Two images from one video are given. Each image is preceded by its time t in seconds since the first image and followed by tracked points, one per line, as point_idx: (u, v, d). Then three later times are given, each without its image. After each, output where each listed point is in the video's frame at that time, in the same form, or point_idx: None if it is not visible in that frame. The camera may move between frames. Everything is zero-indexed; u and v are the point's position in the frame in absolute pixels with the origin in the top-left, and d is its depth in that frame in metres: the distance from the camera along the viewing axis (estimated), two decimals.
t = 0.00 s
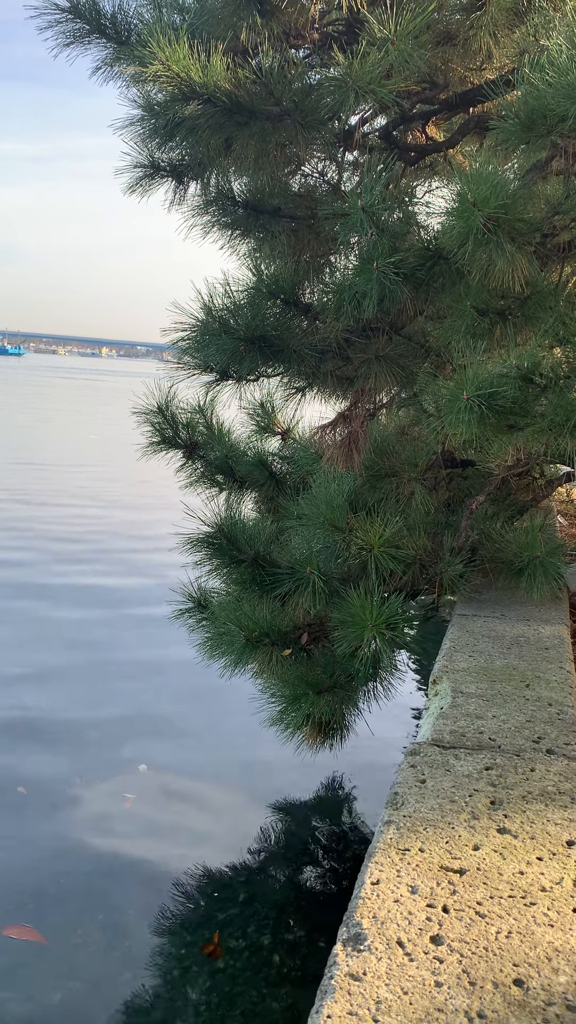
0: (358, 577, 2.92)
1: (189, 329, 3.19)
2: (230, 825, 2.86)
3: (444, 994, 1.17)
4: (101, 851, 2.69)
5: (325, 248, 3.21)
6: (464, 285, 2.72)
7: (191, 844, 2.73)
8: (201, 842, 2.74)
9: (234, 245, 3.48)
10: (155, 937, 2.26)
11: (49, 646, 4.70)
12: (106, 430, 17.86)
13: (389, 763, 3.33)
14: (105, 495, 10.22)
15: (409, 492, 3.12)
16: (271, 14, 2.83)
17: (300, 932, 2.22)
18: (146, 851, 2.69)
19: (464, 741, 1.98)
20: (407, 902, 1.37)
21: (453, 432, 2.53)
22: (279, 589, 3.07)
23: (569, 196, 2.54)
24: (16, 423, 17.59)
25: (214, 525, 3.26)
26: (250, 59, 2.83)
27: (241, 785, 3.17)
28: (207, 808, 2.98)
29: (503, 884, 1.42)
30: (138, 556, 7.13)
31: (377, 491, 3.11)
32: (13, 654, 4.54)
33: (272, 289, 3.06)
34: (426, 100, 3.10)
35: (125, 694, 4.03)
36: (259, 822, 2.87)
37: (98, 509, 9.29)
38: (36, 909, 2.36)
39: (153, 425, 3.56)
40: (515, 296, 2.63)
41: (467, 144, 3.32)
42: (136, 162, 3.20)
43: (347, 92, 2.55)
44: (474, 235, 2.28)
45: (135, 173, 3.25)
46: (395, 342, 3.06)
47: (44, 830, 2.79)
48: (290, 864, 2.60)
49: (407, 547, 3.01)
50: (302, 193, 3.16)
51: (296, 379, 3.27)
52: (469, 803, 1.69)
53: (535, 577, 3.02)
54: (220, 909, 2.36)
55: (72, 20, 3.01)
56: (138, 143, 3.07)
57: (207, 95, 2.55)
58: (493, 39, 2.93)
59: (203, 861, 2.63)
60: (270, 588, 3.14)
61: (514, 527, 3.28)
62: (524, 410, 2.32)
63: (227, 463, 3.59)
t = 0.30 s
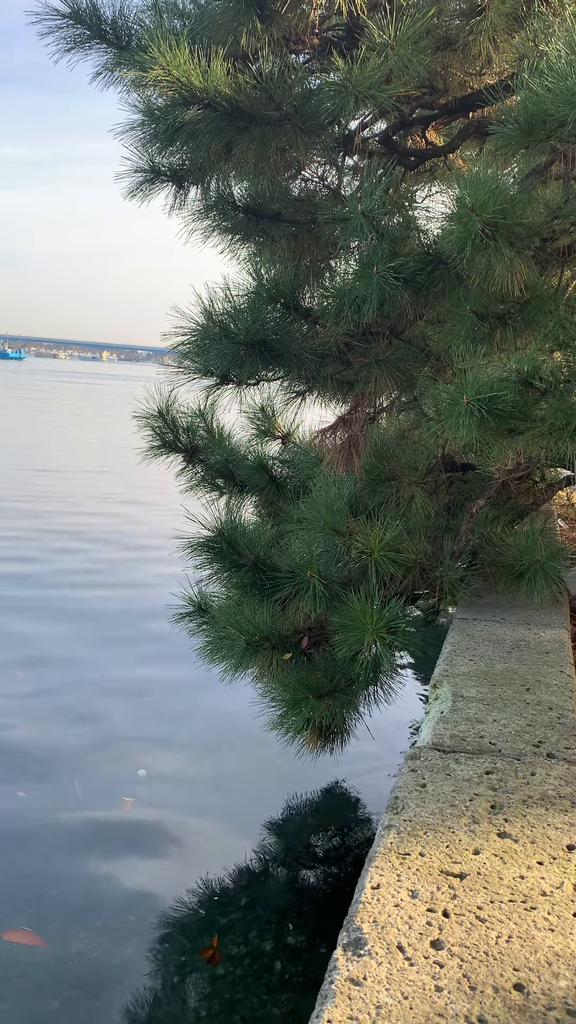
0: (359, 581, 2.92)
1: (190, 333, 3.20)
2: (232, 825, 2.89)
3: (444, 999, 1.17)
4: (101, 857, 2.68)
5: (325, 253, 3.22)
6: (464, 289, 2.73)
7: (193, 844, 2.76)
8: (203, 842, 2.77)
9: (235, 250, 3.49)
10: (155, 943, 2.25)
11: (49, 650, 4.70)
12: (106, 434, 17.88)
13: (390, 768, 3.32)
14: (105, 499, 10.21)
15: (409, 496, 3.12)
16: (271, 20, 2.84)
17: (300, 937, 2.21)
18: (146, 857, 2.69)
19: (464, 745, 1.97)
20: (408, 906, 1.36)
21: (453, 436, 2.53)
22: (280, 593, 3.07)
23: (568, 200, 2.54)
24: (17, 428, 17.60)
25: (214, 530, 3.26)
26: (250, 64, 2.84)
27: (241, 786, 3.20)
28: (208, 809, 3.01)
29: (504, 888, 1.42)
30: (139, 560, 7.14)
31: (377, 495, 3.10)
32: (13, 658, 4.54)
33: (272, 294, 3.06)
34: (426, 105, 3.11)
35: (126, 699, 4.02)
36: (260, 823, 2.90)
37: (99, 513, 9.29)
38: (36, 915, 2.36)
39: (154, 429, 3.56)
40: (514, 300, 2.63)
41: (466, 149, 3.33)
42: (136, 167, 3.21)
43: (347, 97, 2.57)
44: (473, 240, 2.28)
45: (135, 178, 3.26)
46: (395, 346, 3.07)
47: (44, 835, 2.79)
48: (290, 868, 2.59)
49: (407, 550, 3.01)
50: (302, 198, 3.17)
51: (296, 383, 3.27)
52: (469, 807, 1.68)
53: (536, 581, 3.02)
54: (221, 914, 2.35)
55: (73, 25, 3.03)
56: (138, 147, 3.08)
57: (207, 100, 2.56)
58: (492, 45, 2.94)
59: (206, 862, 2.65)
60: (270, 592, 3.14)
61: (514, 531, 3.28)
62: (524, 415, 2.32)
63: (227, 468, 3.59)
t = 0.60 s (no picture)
0: (359, 584, 2.92)
1: (189, 336, 3.20)
2: (232, 826, 2.91)
3: (444, 1002, 1.17)
4: (101, 861, 2.68)
5: (324, 255, 3.22)
6: (463, 291, 2.73)
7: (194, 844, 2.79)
8: (204, 842, 2.80)
9: (234, 254, 3.49)
10: (155, 947, 2.25)
11: (49, 654, 4.70)
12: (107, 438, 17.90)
13: (391, 771, 3.31)
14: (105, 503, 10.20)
15: (409, 499, 3.12)
16: (270, 23, 2.85)
17: (301, 941, 2.21)
18: (146, 860, 2.69)
19: (464, 748, 1.97)
20: (408, 909, 1.36)
21: (452, 438, 2.53)
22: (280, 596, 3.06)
23: (568, 202, 2.55)
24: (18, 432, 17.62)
25: (214, 533, 3.24)
26: (249, 68, 2.85)
27: (241, 786, 3.23)
28: (208, 809, 3.03)
29: (504, 891, 1.42)
30: (140, 563, 7.14)
31: (377, 498, 3.11)
32: (13, 662, 4.54)
33: (272, 297, 3.06)
34: (425, 108, 3.12)
35: (126, 702, 4.02)
36: (261, 822, 2.92)
37: (100, 517, 9.29)
38: (36, 919, 2.36)
39: (153, 433, 3.57)
40: (514, 303, 2.64)
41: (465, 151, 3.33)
42: (136, 170, 3.22)
43: (345, 99, 2.57)
44: (472, 242, 2.28)
45: (135, 182, 3.26)
46: (394, 349, 3.07)
47: (44, 838, 2.79)
48: (291, 871, 2.59)
49: (407, 553, 3.01)
50: (302, 201, 3.17)
51: (296, 386, 3.27)
52: (469, 810, 1.68)
53: (536, 583, 3.02)
54: (221, 919, 2.34)
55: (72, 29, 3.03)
56: (137, 151, 3.08)
57: (206, 103, 2.56)
58: (491, 48, 2.95)
59: (207, 862, 2.67)
60: (270, 595, 3.14)
61: (514, 533, 3.28)
62: (524, 416, 2.31)
63: (227, 471, 3.59)
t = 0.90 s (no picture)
0: (359, 586, 2.91)
1: (190, 337, 3.20)
2: (232, 826, 2.92)
3: (444, 1004, 1.16)
4: (101, 862, 2.68)
5: (325, 256, 3.20)
6: (463, 292, 2.72)
7: (194, 843, 2.79)
8: (204, 842, 2.80)
9: (234, 255, 3.49)
10: (155, 949, 2.24)
11: (49, 655, 4.70)
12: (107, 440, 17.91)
13: (391, 772, 3.31)
14: (105, 505, 10.21)
15: (410, 500, 3.12)
16: (270, 24, 2.85)
17: (301, 943, 2.20)
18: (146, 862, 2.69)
19: (464, 749, 1.97)
20: (407, 911, 1.36)
21: (452, 439, 2.53)
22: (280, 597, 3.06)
23: (568, 203, 2.54)
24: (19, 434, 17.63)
25: (214, 534, 3.25)
26: (249, 69, 2.85)
27: (242, 786, 3.24)
28: (209, 809, 3.04)
29: (504, 893, 1.41)
30: (140, 564, 7.14)
31: (377, 499, 3.11)
32: (14, 664, 4.54)
33: (272, 297, 3.06)
34: (425, 110, 3.12)
35: (126, 703, 4.02)
36: (260, 822, 2.93)
37: (100, 518, 9.30)
38: (36, 920, 2.36)
39: (153, 433, 3.57)
40: (514, 304, 2.64)
41: (466, 152, 3.33)
42: (136, 171, 3.22)
43: (345, 100, 2.57)
44: (473, 242, 2.28)
45: (135, 182, 3.26)
46: (394, 350, 3.07)
47: (44, 839, 2.79)
48: (291, 872, 2.59)
49: (408, 554, 3.00)
50: (302, 202, 3.17)
51: (296, 387, 3.27)
52: (469, 811, 1.68)
53: (537, 584, 3.02)
54: (221, 920, 2.34)
55: (73, 30, 3.03)
56: (138, 152, 3.08)
57: (206, 104, 2.56)
58: (491, 49, 2.95)
59: (206, 862, 2.68)
60: (270, 596, 3.13)
61: (515, 534, 3.27)
62: (524, 417, 2.31)
63: (228, 472, 3.58)
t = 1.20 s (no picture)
0: (359, 586, 2.91)
1: (190, 337, 3.20)
2: (232, 825, 2.92)
3: (444, 1006, 1.16)
4: (101, 861, 2.68)
5: (326, 257, 3.19)
6: (464, 294, 2.72)
7: (193, 843, 2.80)
8: (203, 841, 2.80)
9: (235, 255, 3.49)
10: (155, 949, 2.24)
11: (48, 655, 4.70)
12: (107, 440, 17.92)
13: (391, 773, 3.31)
14: (105, 505, 10.21)
15: (410, 501, 3.12)
16: (272, 25, 2.85)
17: (301, 943, 2.20)
18: (145, 861, 2.69)
19: (464, 750, 1.97)
20: (408, 912, 1.36)
21: (453, 441, 2.53)
22: (280, 597, 3.06)
23: (569, 205, 2.55)
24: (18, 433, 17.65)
25: (214, 534, 3.26)
26: (250, 70, 2.85)
27: (241, 786, 3.24)
28: (208, 809, 3.04)
29: (504, 894, 1.41)
30: (140, 565, 7.15)
31: (378, 499, 3.10)
32: (13, 663, 4.53)
33: (273, 298, 3.07)
34: (426, 111, 3.12)
35: (126, 703, 4.03)
36: (260, 822, 2.93)
37: (100, 518, 9.30)
38: (35, 919, 2.35)
39: (154, 433, 3.57)
40: (515, 305, 2.64)
41: (467, 154, 3.34)
42: (137, 172, 3.22)
43: (347, 102, 2.58)
44: (474, 244, 2.28)
45: (136, 183, 3.26)
46: (395, 351, 3.06)
47: (43, 839, 2.79)
48: (291, 872, 2.59)
49: (408, 555, 2.99)
50: (303, 203, 3.17)
51: (297, 388, 3.27)
52: (469, 812, 1.68)
53: (537, 586, 3.02)
54: (220, 920, 2.34)
55: (74, 31, 3.04)
56: (139, 153, 3.09)
57: (207, 105, 2.57)
58: (492, 51, 2.95)
59: (205, 861, 2.68)
60: (270, 596, 3.13)
61: (514, 536, 3.28)
62: (525, 418, 2.31)
63: (228, 472, 3.58)
